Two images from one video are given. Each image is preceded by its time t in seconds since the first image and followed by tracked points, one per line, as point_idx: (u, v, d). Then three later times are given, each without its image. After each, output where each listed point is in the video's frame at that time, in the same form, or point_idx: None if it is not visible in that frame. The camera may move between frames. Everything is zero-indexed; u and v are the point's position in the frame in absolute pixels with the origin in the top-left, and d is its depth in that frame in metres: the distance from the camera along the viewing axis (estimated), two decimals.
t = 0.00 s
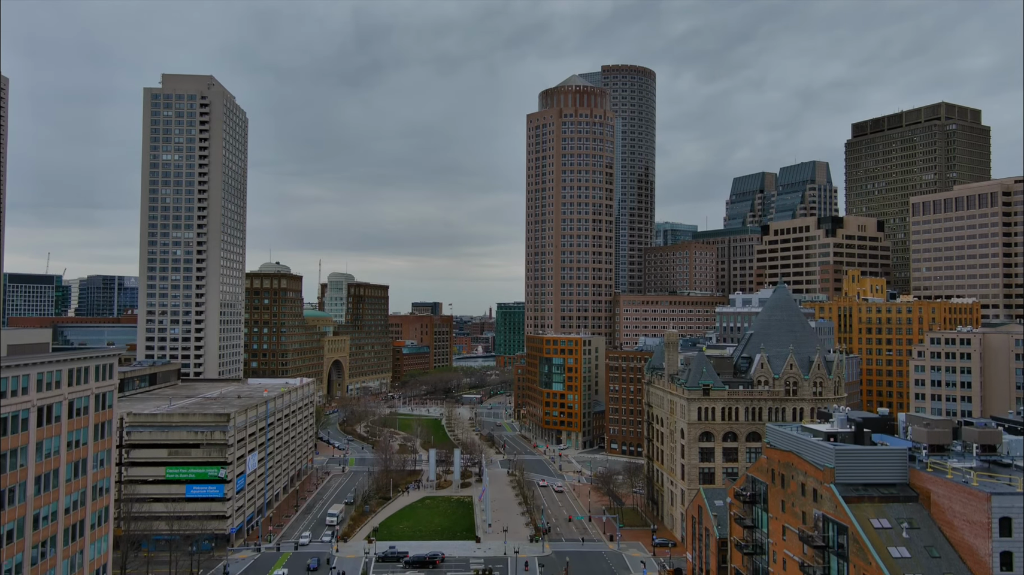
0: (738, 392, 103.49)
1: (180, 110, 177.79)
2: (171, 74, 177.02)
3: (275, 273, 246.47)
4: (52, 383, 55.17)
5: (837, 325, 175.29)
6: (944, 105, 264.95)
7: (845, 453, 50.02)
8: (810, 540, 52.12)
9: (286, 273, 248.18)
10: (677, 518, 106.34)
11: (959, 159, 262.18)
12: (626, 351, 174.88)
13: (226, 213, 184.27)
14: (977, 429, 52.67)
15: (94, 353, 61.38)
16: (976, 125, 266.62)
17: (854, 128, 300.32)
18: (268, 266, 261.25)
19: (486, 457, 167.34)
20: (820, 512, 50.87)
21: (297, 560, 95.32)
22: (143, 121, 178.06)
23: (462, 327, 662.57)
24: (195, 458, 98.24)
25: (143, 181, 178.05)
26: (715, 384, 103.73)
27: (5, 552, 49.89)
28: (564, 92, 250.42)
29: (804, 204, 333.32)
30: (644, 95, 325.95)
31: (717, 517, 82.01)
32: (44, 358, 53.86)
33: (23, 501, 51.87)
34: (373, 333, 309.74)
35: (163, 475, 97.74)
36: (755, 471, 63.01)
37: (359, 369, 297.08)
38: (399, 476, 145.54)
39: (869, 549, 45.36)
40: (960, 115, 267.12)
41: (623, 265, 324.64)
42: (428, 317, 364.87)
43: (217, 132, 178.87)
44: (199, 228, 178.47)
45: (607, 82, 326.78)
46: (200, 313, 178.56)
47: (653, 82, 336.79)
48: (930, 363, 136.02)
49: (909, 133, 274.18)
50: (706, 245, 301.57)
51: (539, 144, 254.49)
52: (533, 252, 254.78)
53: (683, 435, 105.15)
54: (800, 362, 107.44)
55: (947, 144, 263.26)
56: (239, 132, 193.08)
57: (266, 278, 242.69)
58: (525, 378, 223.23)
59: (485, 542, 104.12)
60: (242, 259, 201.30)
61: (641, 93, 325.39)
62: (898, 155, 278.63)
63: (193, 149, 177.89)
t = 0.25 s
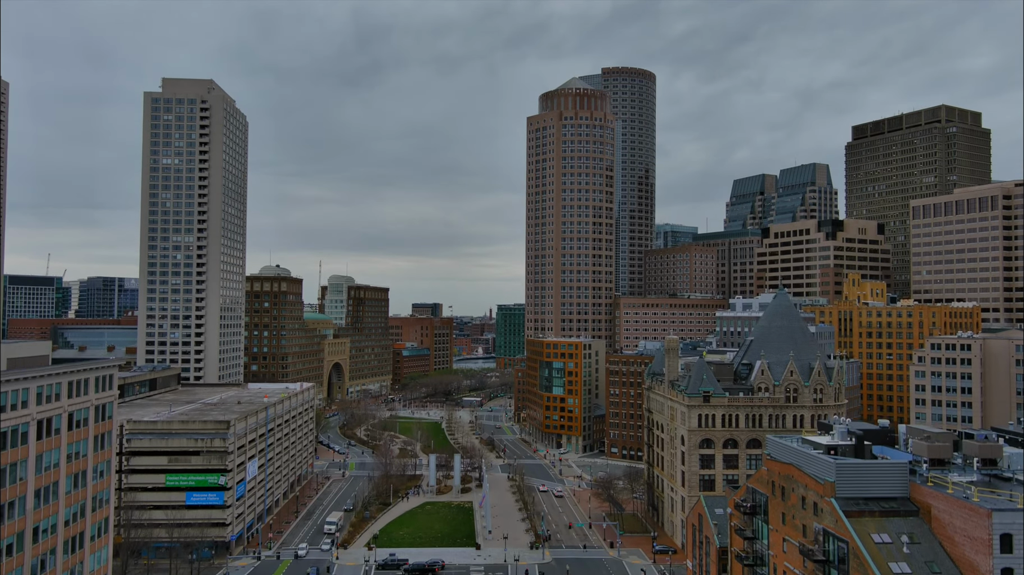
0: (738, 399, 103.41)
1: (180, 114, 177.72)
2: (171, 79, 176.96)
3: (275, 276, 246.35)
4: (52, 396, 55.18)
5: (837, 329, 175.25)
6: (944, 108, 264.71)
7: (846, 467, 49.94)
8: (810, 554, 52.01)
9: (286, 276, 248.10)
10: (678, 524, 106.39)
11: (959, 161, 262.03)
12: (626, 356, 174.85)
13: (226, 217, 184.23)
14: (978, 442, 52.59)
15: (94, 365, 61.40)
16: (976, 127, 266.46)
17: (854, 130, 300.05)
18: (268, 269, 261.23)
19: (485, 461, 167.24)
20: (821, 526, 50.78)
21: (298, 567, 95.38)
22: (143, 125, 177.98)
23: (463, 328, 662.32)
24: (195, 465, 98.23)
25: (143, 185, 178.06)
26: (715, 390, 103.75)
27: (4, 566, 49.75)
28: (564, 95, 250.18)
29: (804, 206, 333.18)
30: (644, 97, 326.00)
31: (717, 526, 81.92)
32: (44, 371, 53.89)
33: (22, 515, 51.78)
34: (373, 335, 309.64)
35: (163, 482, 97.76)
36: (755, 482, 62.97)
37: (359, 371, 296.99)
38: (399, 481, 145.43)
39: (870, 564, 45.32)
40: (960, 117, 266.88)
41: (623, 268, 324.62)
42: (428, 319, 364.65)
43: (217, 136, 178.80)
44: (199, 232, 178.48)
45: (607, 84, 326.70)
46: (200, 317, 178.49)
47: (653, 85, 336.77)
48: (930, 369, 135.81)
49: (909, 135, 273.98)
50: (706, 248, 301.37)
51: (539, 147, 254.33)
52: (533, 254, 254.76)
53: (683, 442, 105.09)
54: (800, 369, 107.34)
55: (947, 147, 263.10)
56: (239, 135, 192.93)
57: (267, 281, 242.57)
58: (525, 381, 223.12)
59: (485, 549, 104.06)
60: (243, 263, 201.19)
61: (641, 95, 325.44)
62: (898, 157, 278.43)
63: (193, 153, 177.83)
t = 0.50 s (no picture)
0: (738, 405, 103.33)
1: (180, 118, 177.68)
2: (171, 82, 176.96)
3: (275, 279, 246.25)
4: (52, 408, 55.16)
5: (838, 332, 175.18)
6: (945, 110, 264.48)
7: (847, 480, 49.84)
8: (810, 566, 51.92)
9: (286, 279, 248.01)
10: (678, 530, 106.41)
11: (960, 164, 261.87)
12: (626, 359, 174.83)
13: (226, 220, 184.26)
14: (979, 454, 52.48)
15: (94, 375, 61.38)
16: (976, 129, 266.25)
17: (855, 132, 299.84)
18: (268, 271, 261.18)
19: (486, 465, 167.15)
20: (821, 538, 50.70)
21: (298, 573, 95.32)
22: (143, 128, 177.95)
23: (463, 329, 662.15)
24: (195, 472, 98.18)
25: (143, 188, 178.04)
26: (715, 397, 103.69)
27: None
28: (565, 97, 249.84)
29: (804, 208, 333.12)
30: (644, 99, 326.07)
31: (717, 534, 81.82)
32: (44, 382, 53.87)
33: (22, 527, 51.73)
34: (373, 337, 309.53)
35: (163, 489, 97.70)
36: (755, 492, 62.94)
37: (359, 374, 296.90)
38: (400, 486, 145.37)
39: None
40: (961, 119, 266.63)
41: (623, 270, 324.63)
42: (428, 321, 364.44)
43: (217, 139, 178.77)
44: (199, 235, 178.52)
45: (607, 86, 326.62)
46: (201, 320, 178.38)
47: (654, 86, 336.78)
48: (930, 373, 135.72)
49: (909, 138, 273.83)
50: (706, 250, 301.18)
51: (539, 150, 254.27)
52: (533, 257, 254.63)
53: (684, 448, 105.03)
54: (800, 374, 107.23)
55: (948, 149, 262.96)
56: (239, 139, 192.86)
57: (267, 284, 242.47)
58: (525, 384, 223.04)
59: (485, 555, 104.01)
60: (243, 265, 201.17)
61: (641, 97, 325.58)
62: (898, 159, 278.24)
63: (194, 156, 177.81)
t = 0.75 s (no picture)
0: (738, 412, 103.32)
1: (180, 122, 177.76)
2: (171, 86, 177.03)
3: (275, 282, 246.17)
4: (52, 420, 55.17)
5: (838, 337, 175.24)
6: (945, 113, 264.40)
7: (847, 493, 49.78)
8: None
9: (286, 282, 248.02)
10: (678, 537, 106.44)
11: (960, 166, 261.92)
12: (626, 364, 174.88)
13: (226, 224, 184.31)
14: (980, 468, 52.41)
15: (94, 387, 61.39)
16: (976, 132, 266.26)
17: (855, 135, 299.77)
18: (268, 274, 261.22)
19: (485, 469, 167.16)
20: (822, 552, 50.62)
21: None
22: (144, 132, 178.01)
23: (463, 330, 661.71)
24: (195, 479, 98.13)
25: (143, 192, 178.03)
26: (715, 403, 103.61)
27: None
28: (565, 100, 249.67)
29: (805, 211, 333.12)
30: (645, 101, 326.24)
31: (718, 543, 81.72)
32: (43, 395, 53.89)
33: (22, 540, 51.70)
34: (373, 340, 309.35)
35: (163, 496, 97.68)
36: (755, 504, 62.94)
37: (359, 376, 296.72)
38: (400, 490, 145.31)
39: None
40: (961, 122, 266.52)
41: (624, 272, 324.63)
42: (429, 323, 364.23)
43: (217, 143, 178.86)
44: (200, 239, 178.60)
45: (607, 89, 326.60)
46: (201, 324, 178.30)
47: (654, 89, 336.87)
48: (931, 379, 135.70)
49: (910, 141, 273.83)
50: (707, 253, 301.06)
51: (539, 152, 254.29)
52: (533, 260, 254.52)
53: (684, 455, 104.98)
54: (800, 381, 107.16)
55: (948, 152, 263.00)
56: (239, 143, 192.90)
57: (267, 287, 242.38)
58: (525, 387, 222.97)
59: (485, 562, 103.97)
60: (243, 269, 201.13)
61: (642, 99, 325.74)
62: (898, 162, 278.26)
63: (194, 160, 177.88)
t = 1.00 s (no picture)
0: (739, 418, 103.24)
1: (181, 126, 177.79)
2: (172, 90, 177.10)
3: (275, 285, 246.10)
4: (52, 431, 55.14)
5: (838, 340, 175.17)
6: (945, 115, 264.41)
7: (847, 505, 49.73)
8: None
9: (286, 285, 247.99)
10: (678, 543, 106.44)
11: (961, 169, 262.09)
12: (626, 367, 174.86)
13: (226, 228, 184.33)
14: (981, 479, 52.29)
15: (94, 397, 61.33)
16: (977, 135, 266.47)
17: (855, 137, 299.66)
18: (269, 276, 261.15)
19: (486, 473, 167.08)
20: (822, 564, 50.56)
21: None
22: (144, 136, 178.03)
23: (463, 332, 661.33)
24: (195, 485, 98.08)
25: (143, 196, 178.03)
26: (715, 410, 103.46)
27: None
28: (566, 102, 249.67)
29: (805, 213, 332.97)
30: (645, 103, 326.38)
31: (718, 550, 81.67)
32: (43, 406, 53.88)
33: (22, 552, 51.64)
34: (373, 342, 309.18)
35: (163, 502, 97.67)
36: (756, 513, 62.89)
37: (359, 379, 296.49)
38: (400, 495, 145.20)
39: None
40: (961, 124, 266.72)
41: (624, 274, 324.51)
42: (429, 325, 364.03)
43: (217, 146, 178.88)
44: (200, 243, 178.67)
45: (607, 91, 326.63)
46: (201, 328, 178.28)
47: (654, 91, 336.92)
48: (931, 384, 135.58)
49: (910, 143, 273.76)
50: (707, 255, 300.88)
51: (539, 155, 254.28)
52: (533, 262, 254.42)
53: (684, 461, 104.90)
54: (801, 387, 107.09)
55: (949, 154, 263.18)
56: (239, 146, 192.91)
57: (267, 290, 242.28)
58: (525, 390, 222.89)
59: (485, 569, 103.89)
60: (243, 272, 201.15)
61: (642, 101, 325.87)
62: (899, 165, 278.23)
63: (194, 164, 177.90)
